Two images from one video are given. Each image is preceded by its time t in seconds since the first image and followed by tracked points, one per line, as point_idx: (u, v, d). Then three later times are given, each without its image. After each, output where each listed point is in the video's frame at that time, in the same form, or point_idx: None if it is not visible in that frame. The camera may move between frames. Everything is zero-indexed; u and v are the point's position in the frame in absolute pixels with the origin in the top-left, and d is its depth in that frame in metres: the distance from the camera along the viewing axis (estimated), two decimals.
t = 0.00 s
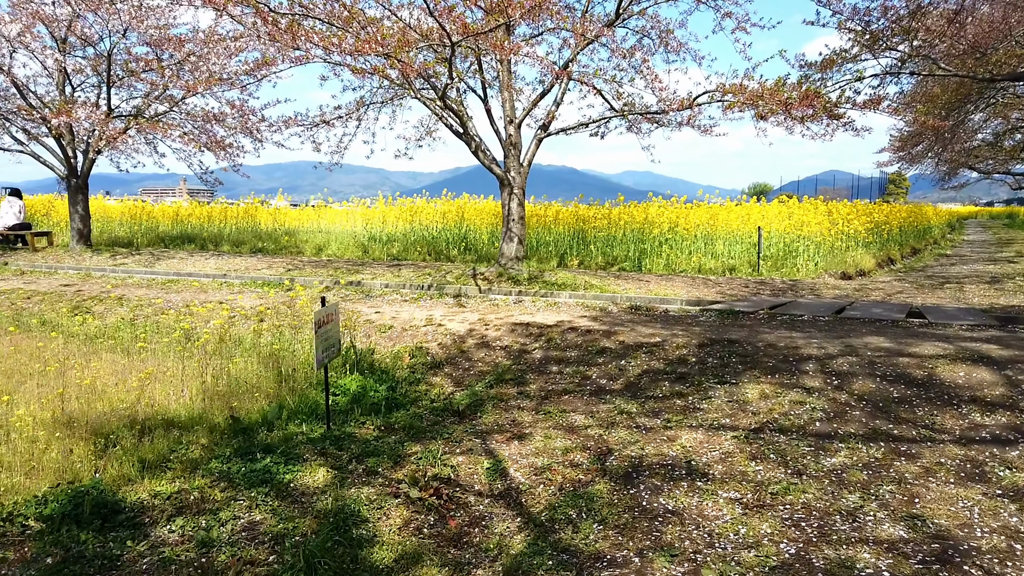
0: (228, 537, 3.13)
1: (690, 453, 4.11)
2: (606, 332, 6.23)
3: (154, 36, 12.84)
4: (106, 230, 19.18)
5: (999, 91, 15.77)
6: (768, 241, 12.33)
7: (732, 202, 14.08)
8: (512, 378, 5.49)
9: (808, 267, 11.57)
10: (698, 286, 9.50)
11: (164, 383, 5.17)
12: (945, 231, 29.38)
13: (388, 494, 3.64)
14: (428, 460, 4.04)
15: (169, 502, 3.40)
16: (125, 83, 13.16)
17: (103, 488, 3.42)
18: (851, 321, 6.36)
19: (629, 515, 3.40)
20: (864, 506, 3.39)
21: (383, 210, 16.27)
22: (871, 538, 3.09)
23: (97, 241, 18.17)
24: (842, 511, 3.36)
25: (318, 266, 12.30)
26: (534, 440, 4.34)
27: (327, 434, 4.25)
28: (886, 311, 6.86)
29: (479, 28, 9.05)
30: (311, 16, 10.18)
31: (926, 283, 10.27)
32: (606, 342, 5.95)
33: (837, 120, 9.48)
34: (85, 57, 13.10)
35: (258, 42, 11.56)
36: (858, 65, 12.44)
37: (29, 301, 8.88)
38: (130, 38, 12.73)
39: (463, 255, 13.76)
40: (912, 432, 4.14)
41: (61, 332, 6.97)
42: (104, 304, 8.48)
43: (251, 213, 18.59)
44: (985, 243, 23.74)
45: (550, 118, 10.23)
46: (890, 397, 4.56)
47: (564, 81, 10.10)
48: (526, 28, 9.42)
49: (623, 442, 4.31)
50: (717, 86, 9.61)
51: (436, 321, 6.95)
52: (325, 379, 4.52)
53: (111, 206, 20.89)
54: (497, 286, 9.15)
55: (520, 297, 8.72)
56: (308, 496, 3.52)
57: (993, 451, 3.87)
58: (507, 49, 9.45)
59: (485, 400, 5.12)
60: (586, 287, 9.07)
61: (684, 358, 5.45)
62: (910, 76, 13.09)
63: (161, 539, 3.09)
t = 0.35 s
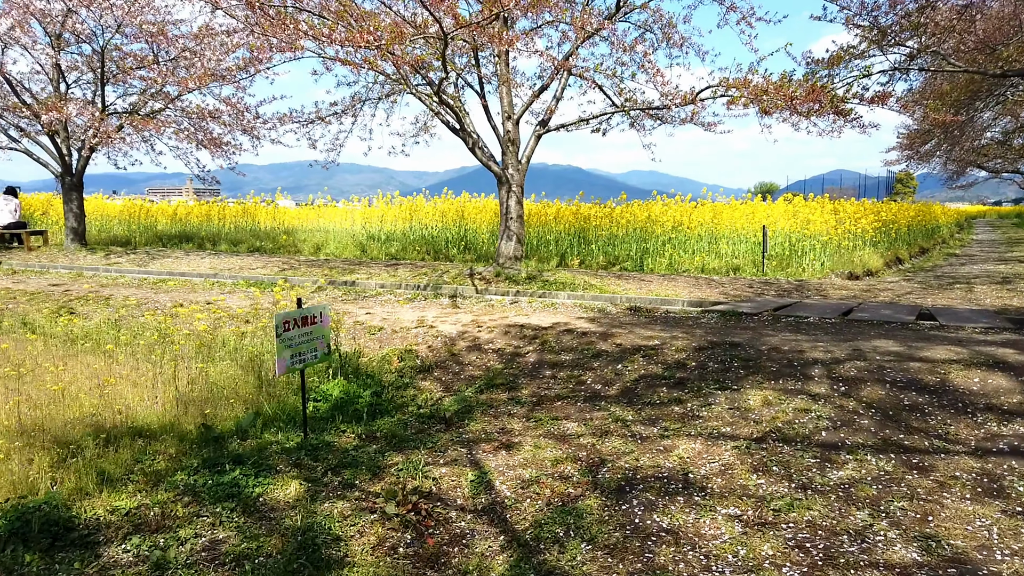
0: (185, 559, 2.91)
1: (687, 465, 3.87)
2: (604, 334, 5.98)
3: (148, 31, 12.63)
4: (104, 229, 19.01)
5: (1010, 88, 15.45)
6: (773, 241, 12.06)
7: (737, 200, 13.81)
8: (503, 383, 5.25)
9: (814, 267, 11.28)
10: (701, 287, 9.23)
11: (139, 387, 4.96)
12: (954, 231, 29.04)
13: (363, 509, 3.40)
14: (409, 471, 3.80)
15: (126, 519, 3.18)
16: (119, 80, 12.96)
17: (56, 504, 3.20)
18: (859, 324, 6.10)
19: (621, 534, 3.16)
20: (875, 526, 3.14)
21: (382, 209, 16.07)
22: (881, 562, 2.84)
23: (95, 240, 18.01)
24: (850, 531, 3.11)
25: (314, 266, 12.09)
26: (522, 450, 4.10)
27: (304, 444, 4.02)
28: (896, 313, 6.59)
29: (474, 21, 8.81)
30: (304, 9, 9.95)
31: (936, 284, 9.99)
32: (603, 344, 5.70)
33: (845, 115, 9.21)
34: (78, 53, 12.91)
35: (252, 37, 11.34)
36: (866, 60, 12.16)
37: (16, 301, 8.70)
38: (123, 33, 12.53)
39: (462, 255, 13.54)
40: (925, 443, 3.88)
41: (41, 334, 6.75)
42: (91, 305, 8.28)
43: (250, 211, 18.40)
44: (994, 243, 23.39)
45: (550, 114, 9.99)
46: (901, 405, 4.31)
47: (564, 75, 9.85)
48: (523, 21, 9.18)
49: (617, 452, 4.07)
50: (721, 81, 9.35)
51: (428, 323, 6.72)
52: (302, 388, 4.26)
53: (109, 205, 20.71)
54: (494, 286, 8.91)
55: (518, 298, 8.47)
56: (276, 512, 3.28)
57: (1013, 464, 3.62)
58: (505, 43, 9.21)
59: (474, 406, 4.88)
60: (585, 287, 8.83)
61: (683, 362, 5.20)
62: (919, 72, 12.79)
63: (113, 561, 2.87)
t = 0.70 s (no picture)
0: None
1: (684, 477, 3.61)
2: (601, 336, 5.71)
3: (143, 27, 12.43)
4: (103, 228, 18.84)
5: (1023, 83, 15.10)
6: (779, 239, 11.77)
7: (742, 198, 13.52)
8: (493, 387, 5.00)
9: (821, 266, 10.99)
10: (704, 287, 8.95)
11: (109, 390, 4.72)
12: (964, 230, 28.62)
13: (332, 525, 3.15)
14: (386, 484, 3.56)
15: (74, 537, 2.94)
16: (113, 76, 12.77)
17: None
18: (868, 325, 5.82)
19: (609, 555, 2.90)
20: (887, 547, 2.87)
21: (382, 208, 15.86)
22: None
23: (93, 240, 17.84)
24: (859, 552, 2.84)
25: (310, 265, 11.88)
26: (508, 460, 3.85)
27: (275, 454, 3.78)
28: (908, 314, 6.30)
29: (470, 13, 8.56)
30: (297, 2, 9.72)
31: (947, 284, 9.69)
32: (600, 346, 5.44)
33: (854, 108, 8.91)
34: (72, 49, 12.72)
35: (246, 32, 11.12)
36: (874, 55, 11.87)
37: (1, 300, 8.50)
38: (117, 29, 12.33)
39: (462, 254, 13.31)
40: (939, 454, 3.61)
41: (19, 335, 6.53)
42: (76, 304, 8.06)
43: (250, 210, 18.20)
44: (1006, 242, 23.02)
45: (549, 109, 9.73)
46: (913, 412, 4.03)
47: (563, 70, 9.60)
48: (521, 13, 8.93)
49: (609, 462, 3.81)
50: (725, 74, 9.08)
51: (419, 323, 6.46)
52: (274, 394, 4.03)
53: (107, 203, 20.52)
54: (490, 285, 8.66)
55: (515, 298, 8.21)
56: (237, 528, 3.04)
57: None
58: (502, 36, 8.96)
59: (462, 411, 4.63)
60: (585, 286, 8.56)
61: (683, 366, 4.94)
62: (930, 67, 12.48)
63: None
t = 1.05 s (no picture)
0: None
1: (682, 498, 3.37)
2: (599, 343, 5.48)
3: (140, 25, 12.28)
4: (104, 228, 18.72)
5: None
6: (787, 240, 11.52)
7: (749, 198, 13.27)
8: (485, 397, 4.78)
9: (829, 269, 10.73)
10: (709, 290, 8.70)
11: (82, 398, 4.53)
12: (976, 231, 28.25)
13: (302, 551, 2.94)
14: (364, 504, 3.34)
15: (23, 564, 2.74)
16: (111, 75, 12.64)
17: None
18: (879, 333, 5.57)
19: None
20: None
21: (384, 208, 15.69)
22: None
23: (94, 240, 17.73)
24: None
25: (308, 266, 11.70)
26: (495, 478, 3.63)
27: (248, 471, 3.57)
28: (920, 320, 6.05)
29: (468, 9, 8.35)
30: None
31: (960, 287, 9.42)
32: (598, 354, 5.21)
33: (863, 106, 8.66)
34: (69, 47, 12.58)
35: (243, 30, 10.93)
36: (884, 52, 11.60)
37: None
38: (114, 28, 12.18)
39: (464, 256, 13.16)
40: (955, 474, 3.37)
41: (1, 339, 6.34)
42: (64, 307, 7.89)
43: (251, 211, 18.04)
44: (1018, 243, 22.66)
45: (550, 107, 9.51)
46: (927, 428, 3.79)
47: (564, 67, 9.39)
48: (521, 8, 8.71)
49: (602, 480, 3.58)
50: (731, 71, 8.83)
51: (412, 329, 6.24)
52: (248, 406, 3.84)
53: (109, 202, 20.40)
54: (489, 288, 8.44)
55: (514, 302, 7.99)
56: (199, 554, 2.83)
57: None
58: (501, 33, 8.74)
59: (450, 423, 4.42)
60: (586, 289, 8.33)
61: (683, 376, 4.71)
62: (941, 65, 12.20)
63: None
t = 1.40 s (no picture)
0: None
1: (675, 515, 3.12)
2: (593, 345, 5.22)
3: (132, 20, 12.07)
4: (102, 227, 18.55)
5: None
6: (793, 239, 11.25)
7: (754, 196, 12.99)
8: (471, 403, 4.53)
9: (835, 269, 10.44)
10: (711, 290, 8.43)
11: (46, 401, 4.29)
12: (986, 231, 27.86)
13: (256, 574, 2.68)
14: (330, 521, 3.09)
15: None
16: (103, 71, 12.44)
17: None
18: (888, 336, 5.30)
19: None
20: None
21: (383, 207, 15.47)
22: None
23: (91, 240, 17.56)
24: None
25: (302, 266, 11.47)
26: (475, 493, 3.37)
27: (209, 486, 3.33)
28: (932, 322, 5.77)
29: None
30: None
31: (971, 287, 9.13)
32: (591, 358, 4.95)
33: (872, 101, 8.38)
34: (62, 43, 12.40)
35: (235, 24, 10.71)
36: (892, 47, 11.30)
37: None
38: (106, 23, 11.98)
39: (462, 256, 12.96)
40: (972, 491, 3.10)
41: None
42: (46, 307, 7.67)
43: (250, 209, 17.84)
44: None
45: (549, 102, 9.26)
46: (940, 439, 3.52)
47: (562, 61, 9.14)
48: None
49: (590, 495, 3.33)
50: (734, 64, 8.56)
51: (400, 330, 5.99)
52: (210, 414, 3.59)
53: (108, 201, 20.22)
54: (484, 288, 8.19)
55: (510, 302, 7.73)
56: None
57: None
58: (497, 25, 8.49)
59: (432, 431, 4.17)
60: (584, 289, 8.07)
61: (680, 381, 4.45)
62: (952, 59, 11.89)
63: None
